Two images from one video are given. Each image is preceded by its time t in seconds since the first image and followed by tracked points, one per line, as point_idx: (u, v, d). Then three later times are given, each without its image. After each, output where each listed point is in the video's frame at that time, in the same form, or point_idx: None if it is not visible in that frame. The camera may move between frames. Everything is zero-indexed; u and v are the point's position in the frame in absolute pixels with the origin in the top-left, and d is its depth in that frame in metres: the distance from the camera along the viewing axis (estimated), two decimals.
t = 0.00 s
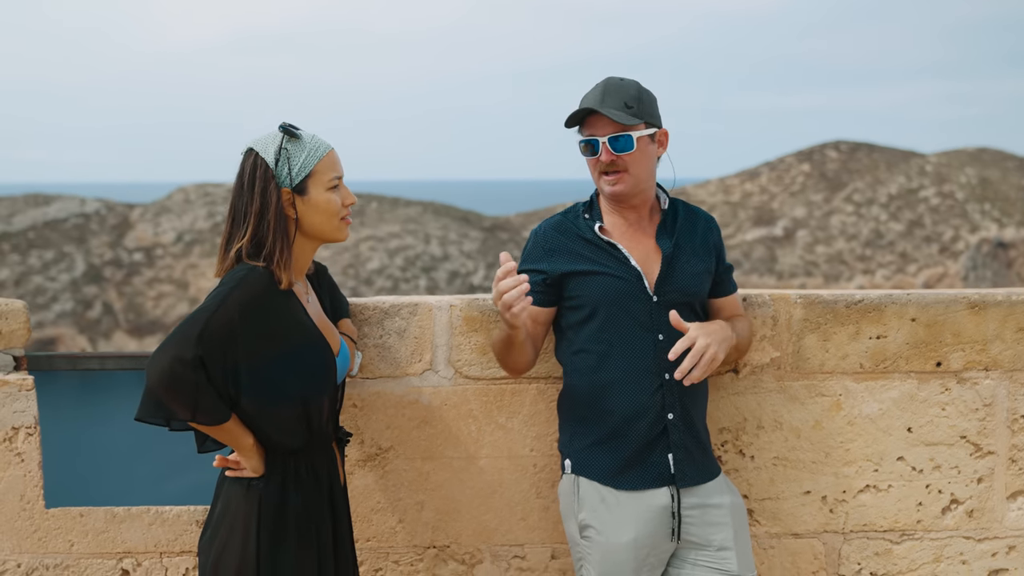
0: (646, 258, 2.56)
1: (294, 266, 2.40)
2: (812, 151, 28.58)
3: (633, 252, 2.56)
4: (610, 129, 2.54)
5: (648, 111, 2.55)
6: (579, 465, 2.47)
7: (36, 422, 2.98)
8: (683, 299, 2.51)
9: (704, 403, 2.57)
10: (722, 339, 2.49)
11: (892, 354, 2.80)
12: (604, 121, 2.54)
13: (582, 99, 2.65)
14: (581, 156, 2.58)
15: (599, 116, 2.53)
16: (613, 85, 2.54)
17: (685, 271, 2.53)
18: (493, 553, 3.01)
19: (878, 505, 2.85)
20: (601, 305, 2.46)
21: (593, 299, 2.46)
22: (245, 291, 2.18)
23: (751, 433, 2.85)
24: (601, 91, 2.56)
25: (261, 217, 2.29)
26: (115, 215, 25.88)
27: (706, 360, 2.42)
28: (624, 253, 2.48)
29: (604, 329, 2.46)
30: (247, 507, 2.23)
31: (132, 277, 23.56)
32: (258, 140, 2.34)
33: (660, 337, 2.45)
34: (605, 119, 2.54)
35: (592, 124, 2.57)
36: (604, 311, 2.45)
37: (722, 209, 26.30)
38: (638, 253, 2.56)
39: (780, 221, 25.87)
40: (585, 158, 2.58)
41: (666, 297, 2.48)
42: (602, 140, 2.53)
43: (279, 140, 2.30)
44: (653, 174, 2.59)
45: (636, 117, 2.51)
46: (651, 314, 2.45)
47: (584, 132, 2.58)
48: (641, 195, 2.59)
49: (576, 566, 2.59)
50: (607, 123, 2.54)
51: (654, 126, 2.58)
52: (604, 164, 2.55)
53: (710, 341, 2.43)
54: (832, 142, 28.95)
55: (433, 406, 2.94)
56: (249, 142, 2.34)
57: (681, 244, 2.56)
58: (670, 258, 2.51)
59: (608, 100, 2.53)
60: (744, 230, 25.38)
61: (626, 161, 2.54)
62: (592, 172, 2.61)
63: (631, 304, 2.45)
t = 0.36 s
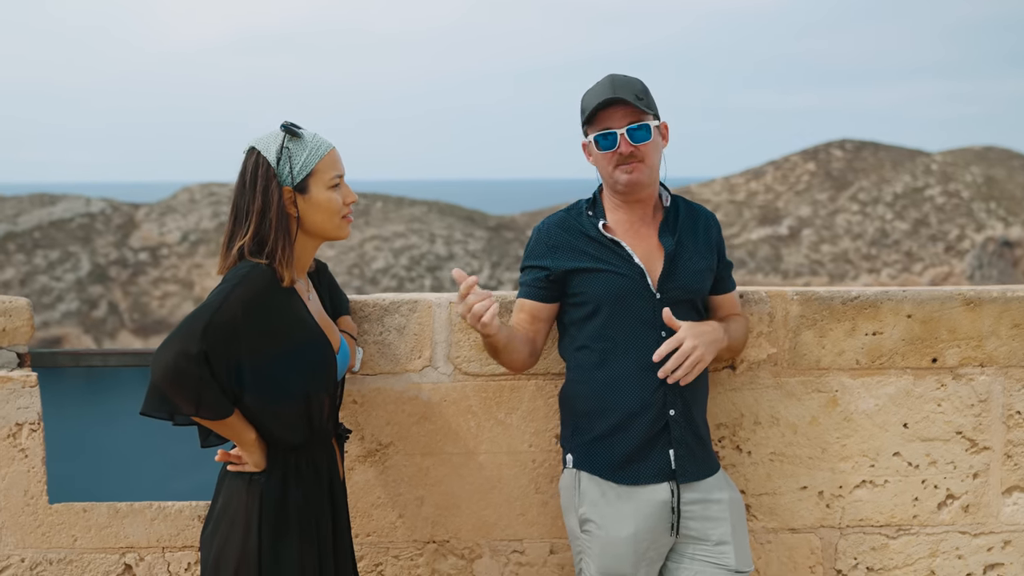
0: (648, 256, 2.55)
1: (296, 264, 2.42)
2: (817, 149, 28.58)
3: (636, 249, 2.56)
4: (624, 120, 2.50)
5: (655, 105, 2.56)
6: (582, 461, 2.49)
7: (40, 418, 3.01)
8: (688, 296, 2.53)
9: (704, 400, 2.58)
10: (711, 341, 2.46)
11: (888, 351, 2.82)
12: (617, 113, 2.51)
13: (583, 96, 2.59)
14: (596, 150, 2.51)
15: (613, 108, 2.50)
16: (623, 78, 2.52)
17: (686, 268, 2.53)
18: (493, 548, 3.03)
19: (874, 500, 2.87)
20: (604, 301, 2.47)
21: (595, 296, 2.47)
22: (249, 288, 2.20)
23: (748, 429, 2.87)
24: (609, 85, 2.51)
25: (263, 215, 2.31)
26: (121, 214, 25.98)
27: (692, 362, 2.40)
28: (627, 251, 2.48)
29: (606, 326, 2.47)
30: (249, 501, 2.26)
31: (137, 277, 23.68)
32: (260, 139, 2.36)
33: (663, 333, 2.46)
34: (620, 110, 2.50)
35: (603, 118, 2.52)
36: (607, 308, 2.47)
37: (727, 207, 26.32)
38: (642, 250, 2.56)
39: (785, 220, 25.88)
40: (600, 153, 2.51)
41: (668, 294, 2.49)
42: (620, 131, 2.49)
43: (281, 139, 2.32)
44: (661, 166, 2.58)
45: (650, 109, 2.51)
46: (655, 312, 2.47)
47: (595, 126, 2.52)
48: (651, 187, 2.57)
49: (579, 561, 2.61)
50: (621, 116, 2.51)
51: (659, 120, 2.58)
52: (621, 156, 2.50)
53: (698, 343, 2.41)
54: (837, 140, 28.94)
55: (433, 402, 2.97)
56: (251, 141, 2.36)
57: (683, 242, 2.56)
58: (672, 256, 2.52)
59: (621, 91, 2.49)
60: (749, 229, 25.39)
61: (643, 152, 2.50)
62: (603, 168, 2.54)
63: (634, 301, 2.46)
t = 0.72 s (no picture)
0: (648, 251, 2.58)
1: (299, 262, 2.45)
2: (823, 146, 28.53)
3: (636, 245, 2.58)
4: (628, 119, 2.52)
5: (657, 106, 2.57)
6: (584, 457, 2.51)
7: (45, 415, 3.05)
8: (688, 291, 2.55)
9: (705, 395, 2.60)
10: (699, 337, 2.48)
11: (886, 347, 2.87)
12: (620, 112, 2.52)
13: (585, 94, 2.60)
14: (597, 148, 2.53)
15: (617, 107, 2.52)
16: (626, 77, 2.53)
17: (686, 264, 2.55)
18: (494, 543, 3.05)
19: (873, 496, 2.93)
20: (608, 296, 2.48)
21: (599, 291, 2.48)
22: (251, 286, 2.22)
23: (748, 425, 2.91)
24: (613, 84, 2.52)
25: (266, 214, 2.34)
26: (127, 213, 26.05)
27: (671, 348, 2.41)
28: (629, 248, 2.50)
29: (612, 325, 2.49)
30: (252, 497, 2.28)
31: (143, 275, 23.79)
32: (263, 139, 2.39)
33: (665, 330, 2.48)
34: (623, 110, 2.52)
35: (605, 116, 2.54)
36: (613, 306, 2.48)
37: (732, 205, 26.31)
38: (641, 246, 2.58)
39: (791, 217, 25.86)
40: (601, 151, 2.53)
41: (669, 290, 2.52)
42: (622, 130, 2.51)
43: (284, 138, 2.34)
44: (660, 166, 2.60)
45: (653, 110, 2.52)
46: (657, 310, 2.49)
47: (597, 124, 2.54)
48: (650, 187, 2.59)
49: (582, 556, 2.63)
50: (624, 115, 2.53)
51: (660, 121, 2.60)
52: (621, 155, 2.52)
53: (684, 335, 2.43)
54: (843, 137, 28.89)
55: (434, 398, 2.99)
56: (255, 141, 2.39)
57: (682, 238, 2.58)
58: (673, 252, 2.54)
59: (625, 91, 2.51)
60: (755, 226, 25.38)
61: (643, 153, 2.52)
62: (601, 165, 2.56)
63: (636, 298, 2.49)
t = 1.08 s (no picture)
0: (645, 251, 2.60)
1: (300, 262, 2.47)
2: (827, 145, 28.48)
3: (634, 245, 2.60)
4: (627, 121, 2.54)
5: (656, 108, 2.59)
6: (582, 455, 2.52)
7: (49, 414, 3.07)
8: (685, 291, 2.56)
9: (702, 394, 2.61)
10: (696, 336, 2.49)
11: (884, 346, 2.89)
12: (619, 114, 2.54)
13: (585, 95, 2.62)
14: (595, 149, 2.54)
15: (616, 109, 2.53)
16: (626, 79, 2.54)
17: (682, 263, 2.57)
18: (495, 541, 3.07)
19: (871, 493, 2.95)
20: (606, 295, 2.50)
21: (598, 290, 2.50)
22: (253, 286, 2.24)
23: (747, 423, 2.93)
24: (613, 86, 2.54)
25: (268, 215, 2.36)
26: (131, 212, 26.10)
27: (667, 346, 2.42)
28: (627, 247, 2.52)
29: (610, 324, 2.51)
30: (254, 495, 2.30)
31: (147, 275, 23.88)
32: (263, 140, 2.41)
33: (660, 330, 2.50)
34: (622, 112, 2.54)
35: (605, 118, 2.55)
36: (611, 305, 2.50)
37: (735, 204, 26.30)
38: (638, 246, 2.60)
39: (795, 217, 25.84)
40: (599, 151, 2.54)
41: (666, 290, 2.54)
42: (621, 132, 2.52)
43: (284, 139, 2.36)
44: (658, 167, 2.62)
45: (652, 112, 2.54)
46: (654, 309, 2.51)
47: (597, 125, 2.55)
48: (648, 187, 2.61)
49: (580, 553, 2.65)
50: (623, 117, 2.54)
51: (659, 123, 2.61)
52: (619, 157, 2.53)
53: (680, 334, 2.44)
54: (847, 136, 28.85)
55: (435, 397, 3.01)
56: (255, 142, 2.41)
57: (679, 238, 2.59)
58: (670, 252, 2.56)
59: (625, 93, 2.52)
60: (760, 225, 25.36)
61: (641, 154, 2.54)
62: (599, 166, 2.58)
63: (632, 298, 2.51)
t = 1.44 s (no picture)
0: (647, 251, 2.61)
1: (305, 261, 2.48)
2: (832, 144, 28.44)
3: (636, 244, 2.60)
4: (633, 122, 2.55)
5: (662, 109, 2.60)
6: (582, 454, 2.53)
7: (54, 412, 3.09)
8: (685, 291, 2.56)
9: (703, 392, 2.62)
10: (697, 337, 2.49)
11: (887, 344, 2.90)
12: (626, 114, 2.55)
13: (591, 94, 2.62)
14: (601, 149, 2.55)
15: (623, 109, 2.54)
16: (634, 80, 2.55)
17: (684, 263, 2.57)
18: (499, 539, 3.09)
19: (874, 491, 2.96)
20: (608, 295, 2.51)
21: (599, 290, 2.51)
22: (257, 285, 2.25)
23: (750, 421, 2.94)
24: (620, 85, 2.54)
25: (273, 214, 2.37)
26: (136, 212, 26.16)
27: (668, 346, 2.43)
28: (628, 247, 2.53)
29: (611, 324, 2.52)
30: (259, 493, 2.32)
31: (152, 275, 23.95)
32: (268, 140, 2.42)
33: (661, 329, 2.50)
34: (628, 112, 2.55)
35: (612, 117, 2.56)
36: (612, 304, 2.51)
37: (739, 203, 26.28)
38: (640, 245, 2.60)
39: (800, 216, 25.81)
40: (604, 152, 2.55)
41: (667, 289, 2.54)
42: (627, 132, 2.53)
43: (289, 139, 2.37)
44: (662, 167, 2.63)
45: (658, 114, 2.55)
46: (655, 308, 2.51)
47: (603, 125, 2.56)
48: (652, 187, 2.61)
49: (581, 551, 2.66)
50: (629, 117, 2.55)
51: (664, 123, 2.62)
52: (625, 157, 2.54)
53: (681, 335, 2.45)
54: (851, 135, 28.80)
55: (438, 396, 3.02)
56: (260, 142, 2.42)
57: (680, 237, 2.60)
58: (672, 251, 2.56)
59: (631, 94, 2.53)
60: (764, 224, 25.34)
61: (647, 155, 2.55)
62: (604, 165, 2.59)
63: (633, 297, 2.52)
